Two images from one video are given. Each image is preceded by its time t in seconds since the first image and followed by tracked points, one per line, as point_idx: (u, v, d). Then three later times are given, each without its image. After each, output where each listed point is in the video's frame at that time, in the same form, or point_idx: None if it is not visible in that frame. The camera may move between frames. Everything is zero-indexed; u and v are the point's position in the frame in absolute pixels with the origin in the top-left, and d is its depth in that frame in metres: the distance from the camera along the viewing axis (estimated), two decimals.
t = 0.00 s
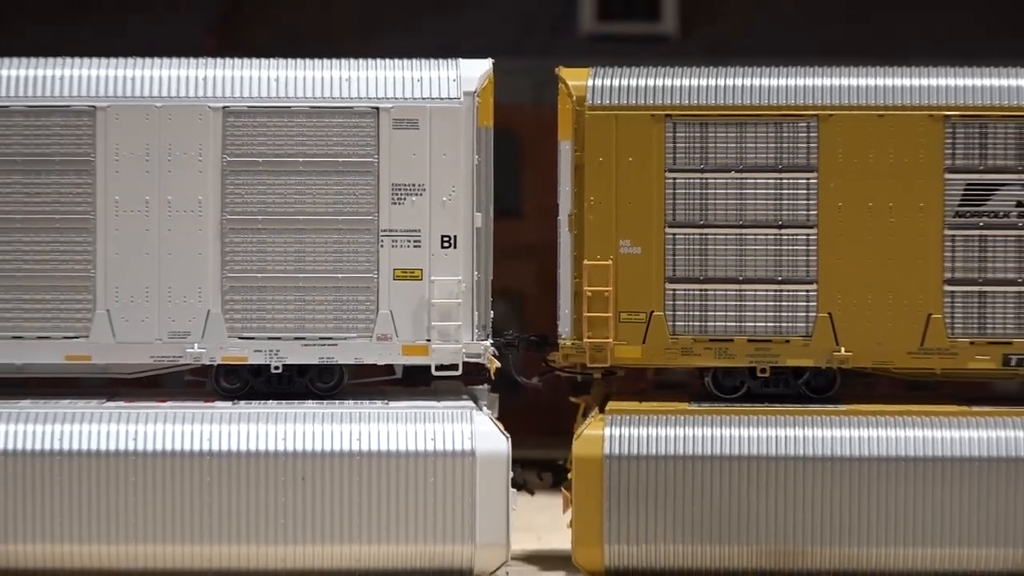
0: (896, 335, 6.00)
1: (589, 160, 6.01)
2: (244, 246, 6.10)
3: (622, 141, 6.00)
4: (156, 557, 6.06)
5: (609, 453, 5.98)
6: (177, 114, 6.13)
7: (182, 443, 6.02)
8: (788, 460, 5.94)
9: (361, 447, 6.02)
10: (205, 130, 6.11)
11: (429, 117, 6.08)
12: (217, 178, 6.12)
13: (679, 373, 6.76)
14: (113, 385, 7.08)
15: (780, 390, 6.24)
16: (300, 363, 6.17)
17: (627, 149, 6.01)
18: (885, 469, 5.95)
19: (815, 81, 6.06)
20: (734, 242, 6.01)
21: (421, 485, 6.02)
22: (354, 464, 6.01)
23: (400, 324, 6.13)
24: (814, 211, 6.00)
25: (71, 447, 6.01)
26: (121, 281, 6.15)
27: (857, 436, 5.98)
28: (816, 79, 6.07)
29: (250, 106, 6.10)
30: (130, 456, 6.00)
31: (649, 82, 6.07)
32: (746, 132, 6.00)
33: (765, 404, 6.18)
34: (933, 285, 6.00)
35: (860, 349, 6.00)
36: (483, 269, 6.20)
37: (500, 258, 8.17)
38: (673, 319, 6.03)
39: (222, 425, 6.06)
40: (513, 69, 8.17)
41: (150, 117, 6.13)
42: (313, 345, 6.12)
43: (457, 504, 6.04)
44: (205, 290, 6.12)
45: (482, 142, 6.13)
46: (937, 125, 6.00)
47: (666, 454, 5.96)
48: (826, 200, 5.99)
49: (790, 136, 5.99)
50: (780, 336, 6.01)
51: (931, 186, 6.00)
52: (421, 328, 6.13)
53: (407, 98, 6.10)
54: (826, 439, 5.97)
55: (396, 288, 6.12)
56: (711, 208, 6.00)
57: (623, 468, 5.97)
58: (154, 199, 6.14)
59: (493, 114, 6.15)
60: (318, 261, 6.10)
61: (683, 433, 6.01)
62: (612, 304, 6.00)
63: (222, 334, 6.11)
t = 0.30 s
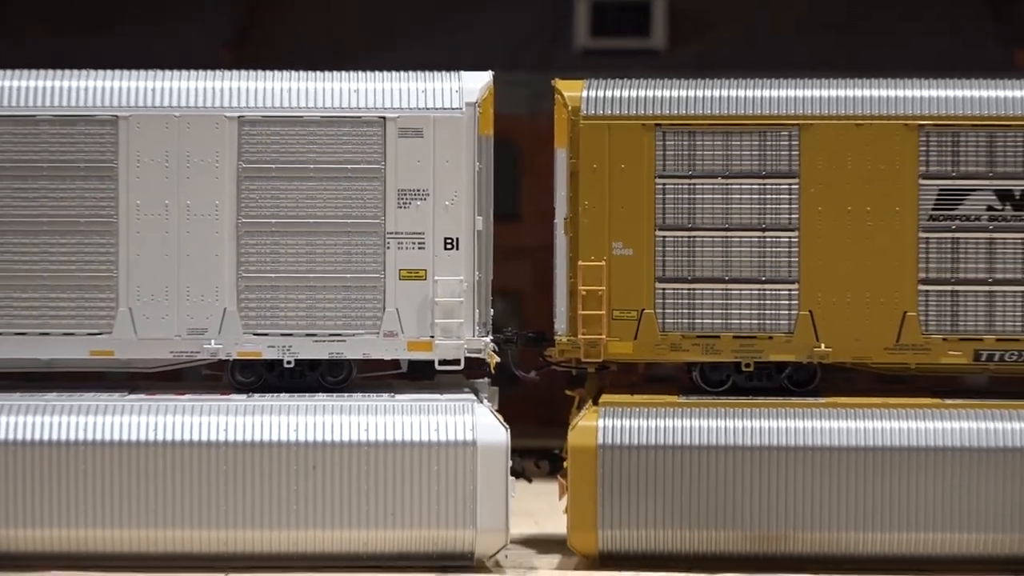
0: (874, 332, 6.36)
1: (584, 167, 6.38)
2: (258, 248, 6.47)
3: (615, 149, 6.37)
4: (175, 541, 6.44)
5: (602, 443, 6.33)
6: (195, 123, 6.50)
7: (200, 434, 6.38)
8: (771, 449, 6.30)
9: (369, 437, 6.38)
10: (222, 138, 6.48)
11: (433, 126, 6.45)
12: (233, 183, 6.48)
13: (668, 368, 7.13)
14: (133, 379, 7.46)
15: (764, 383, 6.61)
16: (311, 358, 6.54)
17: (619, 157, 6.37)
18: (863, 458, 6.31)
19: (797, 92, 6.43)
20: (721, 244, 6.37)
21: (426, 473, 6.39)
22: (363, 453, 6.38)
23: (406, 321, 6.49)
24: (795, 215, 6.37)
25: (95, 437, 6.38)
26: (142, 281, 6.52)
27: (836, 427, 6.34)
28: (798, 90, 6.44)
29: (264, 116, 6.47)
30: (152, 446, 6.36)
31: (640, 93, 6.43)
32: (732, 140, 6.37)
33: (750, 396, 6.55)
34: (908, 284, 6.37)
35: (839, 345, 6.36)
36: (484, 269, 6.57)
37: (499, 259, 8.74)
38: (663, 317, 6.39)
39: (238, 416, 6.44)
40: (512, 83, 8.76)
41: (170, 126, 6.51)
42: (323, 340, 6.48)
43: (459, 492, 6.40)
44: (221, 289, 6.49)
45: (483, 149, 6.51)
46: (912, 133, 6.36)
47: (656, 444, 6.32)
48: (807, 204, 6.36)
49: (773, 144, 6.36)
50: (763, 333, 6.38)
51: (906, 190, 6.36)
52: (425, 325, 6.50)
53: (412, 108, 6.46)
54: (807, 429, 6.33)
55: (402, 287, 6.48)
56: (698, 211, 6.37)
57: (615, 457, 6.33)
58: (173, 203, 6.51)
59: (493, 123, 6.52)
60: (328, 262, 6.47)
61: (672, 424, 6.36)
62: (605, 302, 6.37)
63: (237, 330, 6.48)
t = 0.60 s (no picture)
0: (853, 329, 6.74)
1: (579, 173, 6.76)
2: (272, 250, 6.86)
3: (609, 157, 6.75)
4: (195, 527, 6.87)
5: (597, 434, 6.71)
6: (212, 132, 6.88)
7: (218, 425, 6.79)
8: (757, 440, 6.66)
9: (377, 428, 6.78)
10: (238, 146, 6.86)
11: (437, 135, 6.84)
12: (248, 189, 6.87)
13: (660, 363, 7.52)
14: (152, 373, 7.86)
15: (750, 377, 7.00)
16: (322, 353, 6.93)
17: (613, 164, 6.75)
18: (843, 449, 6.66)
19: (781, 103, 6.80)
20: (709, 246, 6.75)
21: (430, 463, 6.77)
22: (371, 444, 6.77)
23: (411, 319, 6.88)
24: (779, 218, 6.74)
25: (121, 429, 6.81)
26: (162, 281, 6.91)
27: (818, 418, 6.70)
28: (782, 100, 6.82)
29: (278, 125, 6.85)
30: (173, 437, 6.79)
31: (633, 104, 6.82)
32: (719, 148, 6.75)
33: (737, 390, 6.93)
34: (886, 284, 6.74)
35: (820, 341, 6.74)
36: (485, 270, 6.96)
37: (500, 261, 9.34)
38: (654, 315, 6.78)
39: (253, 409, 6.84)
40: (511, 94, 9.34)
41: (188, 135, 6.89)
42: (333, 337, 6.87)
43: (462, 480, 6.79)
44: (237, 289, 6.88)
45: (485, 157, 6.90)
46: (890, 141, 6.74)
47: (647, 435, 6.69)
48: (791, 208, 6.74)
49: (758, 152, 6.74)
50: (749, 330, 6.76)
51: (884, 195, 6.74)
52: (430, 323, 6.88)
53: (418, 118, 6.85)
54: (791, 421, 6.69)
55: (407, 287, 6.87)
56: (688, 215, 6.75)
57: (609, 448, 6.70)
58: (192, 207, 6.89)
59: (494, 132, 6.91)
60: (338, 263, 6.85)
61: (663, 416, 6.74)
62: (600, 301, 6.75)
63: (252, 328, 6.87)
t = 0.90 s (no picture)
0: (835, 327, 7.13)
1: (576, 179, 7.15)
2: (286, 252, 7.26)
3: (604, 163, 7.15)
4: (212, 514, 7.28)
5: (593, 425, 7.10)
6: (230, 140, 7.28)
7: (235, 418, 7.21)
8: (744, 432, 7.04)
9: (384, 421, 7.18)
10: (253, 154, 7.26)
11: (441, 144, 7.24)
12: (263, 194, 7.27)
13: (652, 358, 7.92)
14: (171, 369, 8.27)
15: (737, 372, 7.41)
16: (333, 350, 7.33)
17: (607, 170, 7.15)
18: (826, 440, 7.04)
19: (766, 113, 7.20)
20: (699, 248, 7.15)
21: (435, 453, 7.17)
22: (379, 435, 7.17)
23: (417, 317, 7.27)
24: (765, 222, 7.13)
25: (143, 421, 7.22)
26: (182, 281, 7.31)
27: (802, 411, 7.08)
28: (768, 110, 7.21)
29: (292, 134, 7.25)
30: (192, 429, 7.20)
31: (626, 114, 7.21)
32: (708, 156, 7.15)
33: (725, 384, 7.33)
34: (866, 284, 7.13)
35: (804, 338, 7.13)
36: (487, 271, 7.36)
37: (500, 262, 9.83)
38: (647, 313, 7.17)
39: (268, 402, 7.25)
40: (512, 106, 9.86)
41: (207, 143, 7.28)
42: (344, 334, 7.26)
43: (465, 469, 7.18)
44: (253, 288, 7.28)
45: (487, 164, 7.31)
46: (870, 149, 7.13)
47: (640, 427, 7.08)
48: (776, 213, 7.13)
49: (745, 159, 7.13)
50: (737, 327, 7.15)
51: (865, 201, 7.12)
52: (435, 321, 7.28)
53: (423, 127, 7.25)
54: (776, 413, 7.08)
55: (414, 287, 7.27)
56: (679, 219, 7.14)
57: (604, 438, 7.09)
58: (211, 212, 7.29)
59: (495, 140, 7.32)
60: (348, 264, 7.25)
61: (655, 409, 7.12)
62: (595, 300, 7.14)
63: (267, 325, 7.27)
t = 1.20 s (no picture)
0: (817, 324, 7.54)
1: (572, 185, 7.57)
2: (298, 254, 7.68)
3: (599, 170, 7.56)
4: (227, 501, 7.70)
5: (588, 418, 7.50)
6: (245, 148, 7.70)
7: (250, 411, 7.63)
8: (730, 424, 7.45)
9: (391, 414, 7.60)
10: (267, 161, 7.68)
11: (445, 151, 7.66)
12: (276, 199, 7.68)
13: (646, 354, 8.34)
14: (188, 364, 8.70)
15: (724, 367, 7.82)
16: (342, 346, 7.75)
17: (602, 176, 7.56)
18: (809, 432, 7.44)
19: (752, 122, 7.61)
20: (689, 250, 7.56)
21: (438, 444, 7.59)
22: (386, 428, 7.59)
23: (422, 315, 7.70)
24: (751, 224, 7.54)
25: (163, 414, 7.65)
26: (199, 281, 7.73)
27: (786, 404, 7.50)
28: (753, 120, 7.62)
29: (304, 142, 7.67)
30: (209, 422, 7.62)
31: (620, 123, 7.63)
32: (698, 163, 7.57)
33: (713, 379, 7.75)
34: (847, 284, 7.54)
35: (788, 335, 7.54)
36: (488, 271, 7.79)
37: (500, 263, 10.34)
38: (640, 312, 7.59)
39: (282, 396, 7.68)
40: (515, 115, 10.33)
41: (223, 151, 7.70)
42: (353, 331, 7.69)
43: (467, 460, 7.60)
44: (266, 288, 7.69)
45: (488, 171, 7.73)
46: (850, 157, 7.52)
47: (633, 419, 7.48)
48: (762, 216, 7.54)
49: (732, 166, 7.55)
50: (724, 325, 7.56)
51: (845, 205, 7.53)
52: (439, 318, 7.70)
53: (428, 136, 7.67)
54: (761, 406, 7.49)
55: (419, 287, 7.69)
56: (669, 223, 7.56)
57: (599, 430, 7.50)
58: (226, 216, 7.71)
59: (496, 148, 7.75)
60: (357, 265, 7.67)
61: (647, 402, 7.54)
62: (591, 299, 7.56)
63: (281, 323, 7.69)
